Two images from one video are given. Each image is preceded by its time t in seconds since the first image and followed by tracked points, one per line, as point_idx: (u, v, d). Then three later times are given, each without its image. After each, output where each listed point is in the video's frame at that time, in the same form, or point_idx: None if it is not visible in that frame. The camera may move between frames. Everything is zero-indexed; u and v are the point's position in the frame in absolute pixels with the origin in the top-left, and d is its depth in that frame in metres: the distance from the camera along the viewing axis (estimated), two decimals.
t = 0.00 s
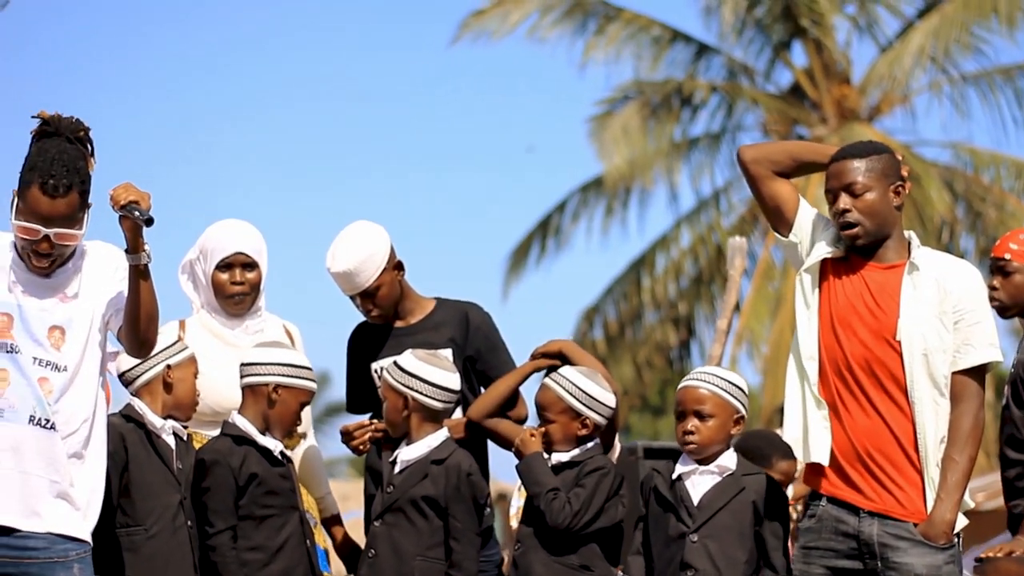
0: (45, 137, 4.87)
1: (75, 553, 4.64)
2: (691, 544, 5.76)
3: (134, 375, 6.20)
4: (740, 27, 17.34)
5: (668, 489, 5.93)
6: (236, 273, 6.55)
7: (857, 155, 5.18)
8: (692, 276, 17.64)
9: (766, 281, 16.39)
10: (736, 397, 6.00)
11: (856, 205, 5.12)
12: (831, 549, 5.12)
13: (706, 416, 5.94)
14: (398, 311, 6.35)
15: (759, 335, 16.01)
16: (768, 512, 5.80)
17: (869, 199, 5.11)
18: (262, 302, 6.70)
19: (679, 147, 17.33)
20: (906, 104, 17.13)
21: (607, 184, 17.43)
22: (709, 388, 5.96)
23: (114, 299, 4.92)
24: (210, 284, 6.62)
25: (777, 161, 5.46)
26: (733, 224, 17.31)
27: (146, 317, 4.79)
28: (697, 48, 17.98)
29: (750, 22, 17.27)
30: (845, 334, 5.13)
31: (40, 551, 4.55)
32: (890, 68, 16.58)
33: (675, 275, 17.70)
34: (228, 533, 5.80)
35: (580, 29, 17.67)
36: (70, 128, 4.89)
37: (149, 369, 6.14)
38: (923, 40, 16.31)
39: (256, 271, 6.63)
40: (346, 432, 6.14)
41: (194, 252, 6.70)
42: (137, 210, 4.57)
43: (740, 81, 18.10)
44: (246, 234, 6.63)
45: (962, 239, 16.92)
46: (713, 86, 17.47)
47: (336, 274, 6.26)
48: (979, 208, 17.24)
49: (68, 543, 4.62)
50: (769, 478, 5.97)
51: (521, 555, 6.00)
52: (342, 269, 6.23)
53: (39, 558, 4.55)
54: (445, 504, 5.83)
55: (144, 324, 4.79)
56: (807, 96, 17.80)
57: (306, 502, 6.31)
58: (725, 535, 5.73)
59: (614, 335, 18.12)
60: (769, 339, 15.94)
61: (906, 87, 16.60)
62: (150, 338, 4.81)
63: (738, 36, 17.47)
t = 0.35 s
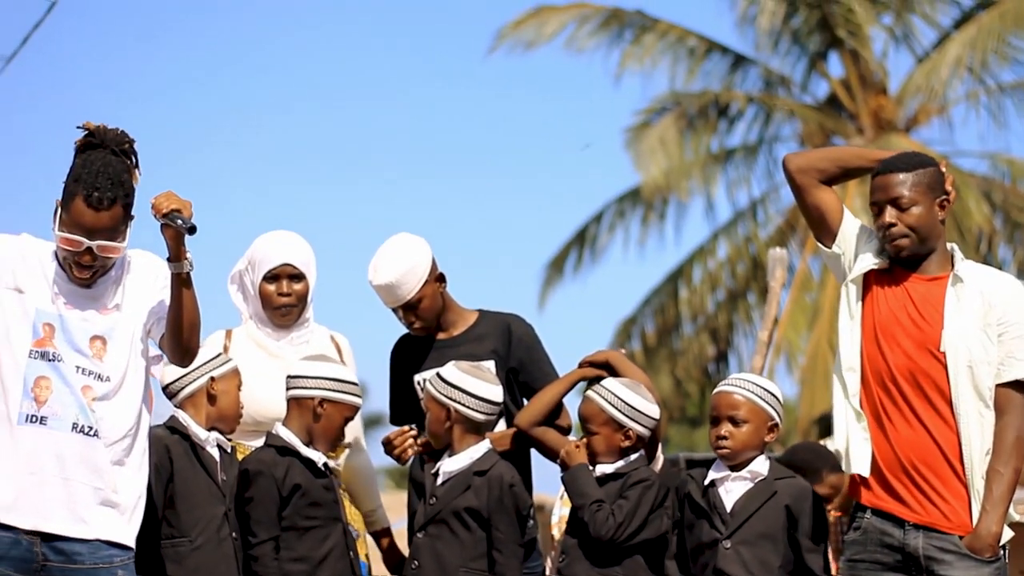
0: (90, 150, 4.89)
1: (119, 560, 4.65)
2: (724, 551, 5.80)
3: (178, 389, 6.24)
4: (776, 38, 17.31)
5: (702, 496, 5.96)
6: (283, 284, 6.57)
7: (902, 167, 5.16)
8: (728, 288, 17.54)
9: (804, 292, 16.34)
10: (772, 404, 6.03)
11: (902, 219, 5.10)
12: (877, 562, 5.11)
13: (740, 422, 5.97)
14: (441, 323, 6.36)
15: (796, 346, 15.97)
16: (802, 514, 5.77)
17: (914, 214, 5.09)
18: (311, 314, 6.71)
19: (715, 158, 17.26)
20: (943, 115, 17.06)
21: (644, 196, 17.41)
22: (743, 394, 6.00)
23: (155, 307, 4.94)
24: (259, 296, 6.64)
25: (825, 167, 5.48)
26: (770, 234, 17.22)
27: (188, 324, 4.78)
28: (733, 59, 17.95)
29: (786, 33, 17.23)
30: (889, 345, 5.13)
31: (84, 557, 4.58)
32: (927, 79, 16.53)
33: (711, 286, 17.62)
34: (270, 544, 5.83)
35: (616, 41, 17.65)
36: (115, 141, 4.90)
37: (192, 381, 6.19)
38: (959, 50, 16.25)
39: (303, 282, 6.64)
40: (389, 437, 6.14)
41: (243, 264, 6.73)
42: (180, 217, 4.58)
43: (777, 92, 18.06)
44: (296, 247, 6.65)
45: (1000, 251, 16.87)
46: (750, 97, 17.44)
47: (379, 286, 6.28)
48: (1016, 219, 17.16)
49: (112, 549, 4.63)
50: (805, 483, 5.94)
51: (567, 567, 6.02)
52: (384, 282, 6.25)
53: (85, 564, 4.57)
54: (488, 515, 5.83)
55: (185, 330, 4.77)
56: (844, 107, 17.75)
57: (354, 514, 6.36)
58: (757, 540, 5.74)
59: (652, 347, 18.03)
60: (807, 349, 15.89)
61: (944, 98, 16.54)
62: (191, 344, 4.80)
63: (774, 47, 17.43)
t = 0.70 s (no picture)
0: (153, 161, 4.83)
1: (187, 568, 4.60)
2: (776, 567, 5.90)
3: (241, 396, 6.25)
4: (832, 44, 17.24)
5: (755, 513, 6.06)
6: (353, 290, 6.59)
7: (972, 177, 5.13)
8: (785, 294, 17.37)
9: (862, 298, 16.22)
10: (827, 422, 6.16)
11: (974, 230, 5.09)
12: (943, 569, 5.08)
13: (796, 440, 6.10)
14: (504, 330, 6.38)
15: (854, 352, 15.90)
16: (854, 533, 5.86)
17: (986, 225, 5.08)
18: (382, 320, 6.74)
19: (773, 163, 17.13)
20: (1000, 120, 16.97)
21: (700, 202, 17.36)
22: (798, 411, 6.13)
23: (217, 318, 4.85)
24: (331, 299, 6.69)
25: (889, 175, 5.43)
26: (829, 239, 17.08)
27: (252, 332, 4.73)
28: (788, 65, 17.89)
29: (842, 39, 17.15)
30: (956, 353, 5.11)
31: (154, 565, 4.53)
32: (984, 84, 16.43)
33: (768, 293, 17.44)
34: (333, 548, 5.85)
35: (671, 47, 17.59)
36: (178, 155, 4.85)
37: (257, 388, 6.21)
38: (1016, 56, 16.15)
39: (375, 286, 6.65)
40: (451, 446, 6.15)
41: (317, 268, 6.76)
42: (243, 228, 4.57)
43: (832, 98, 17.99)
44: (367, 250, 6.66)
45: None
46: (807, 103, 17.37)
47: (441, 294, 6.31)
48: None
49: (181, 557, 4.59)
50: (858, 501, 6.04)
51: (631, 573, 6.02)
52: (447, 289, 6.28)
53: (154, 572, 4.52)
54: (551, 521, 5.83)
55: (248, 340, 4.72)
56: (900, 112, 17.66)
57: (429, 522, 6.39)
58: (809, 557, 5.84)
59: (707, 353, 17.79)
60: (864, 354, 15.78)
61: (1001, 103, 16.44)
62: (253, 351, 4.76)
63: (829, 52, 17.36)
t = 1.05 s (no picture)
0: (215, 169, 4.83)
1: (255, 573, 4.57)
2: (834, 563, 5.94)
3: (304, 398, 6.25)
4: (889, 44, 17.13)
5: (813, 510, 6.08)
6: (420, 291, 6.63)
7: None
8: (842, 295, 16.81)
9: (920, 300, 15.97)
10: (886, 423, 6.16)
11: None
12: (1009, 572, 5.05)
13: (857, 443, 6.10)
14: (568, 331, 6.39)
15: (912, 353, 15.63)
16: (913, 531, 5.90)
17: None
18: (455, 323, 6.76)
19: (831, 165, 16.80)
20: None
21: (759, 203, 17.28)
22: (857, 413, 6.13)
23: (282, 325, 4.77)
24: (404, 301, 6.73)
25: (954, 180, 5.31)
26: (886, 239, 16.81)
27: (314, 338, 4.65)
28: (845, 65, 17.79)
29: (901, 39, 17.05)
30: None
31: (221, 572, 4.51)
32: None
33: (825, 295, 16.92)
34: (395, 548, 5.88)
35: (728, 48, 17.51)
36: (242, 164, 4.85)
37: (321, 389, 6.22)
38: None
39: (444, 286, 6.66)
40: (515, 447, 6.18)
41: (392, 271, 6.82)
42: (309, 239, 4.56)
43: (890, 98, 17.88)
44: (437, 253, 6.70)
45: None
46: (865, 103, 17.28)
47: (505, 295, 6.34)
48: None
49: (247, 563, 4.55)
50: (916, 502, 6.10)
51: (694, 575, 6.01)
52: (511, 290, 6.31)
53: None
54: (615, 522, 5.83)
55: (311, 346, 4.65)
56: (959, 112, 17.54)
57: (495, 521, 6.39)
58: (869, 553, 5.89)
59: (765, 355, 17.21)
60: (922, 356, 15.54)
61: None
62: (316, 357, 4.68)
63: (888, 52, 17.26)
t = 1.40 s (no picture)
0: (276, 177, 4.83)
1: None
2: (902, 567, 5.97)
3: (366, 403, 6.28)
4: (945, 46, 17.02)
5: (875, 513, 6.10)
6: (481, 293, 6.80)
7: None
8: (901, 295, 15.48)
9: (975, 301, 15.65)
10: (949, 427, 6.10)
11: None
12: None
13: (924, 454, 6.06)
14: (629, 335, 6.40)
15: (970, 356, 15.44)
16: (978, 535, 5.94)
17: None
18: (523, 329, 6.87)
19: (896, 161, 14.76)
20: None
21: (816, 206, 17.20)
22: (920, 423, 6.06)
23: (346, 329, 4.80)
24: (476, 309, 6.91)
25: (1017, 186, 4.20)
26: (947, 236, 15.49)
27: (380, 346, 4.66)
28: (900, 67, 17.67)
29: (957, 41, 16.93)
30: None
31: None
32: None
33: (884, 296, 15.57)
34: (458, 553, 5.88)
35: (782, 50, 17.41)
36: (303, 171, 4.85)
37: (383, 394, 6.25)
38: None
39: (505, 290, 6.81)
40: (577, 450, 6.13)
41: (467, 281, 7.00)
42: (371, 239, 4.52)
43: (945, 100, 17.76)
44: (501, 261, 6.86)
45: None
46: (921, 106, 17.17)
47: (565, 299, 6.35)
48: None
49: (311, 572, 4.52)
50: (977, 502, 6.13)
51: None
52: (570, 295, 6.32)
53: None
54: (677, 526, 5.83)
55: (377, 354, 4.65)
56: (1015, 114, 17.41)
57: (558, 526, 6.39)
58: (936, 559, 5.92)
59: (821, 357, 15.80)
60: (979, 358, 15.32)
61: None
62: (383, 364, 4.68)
63: (943, 54, 17.14)
